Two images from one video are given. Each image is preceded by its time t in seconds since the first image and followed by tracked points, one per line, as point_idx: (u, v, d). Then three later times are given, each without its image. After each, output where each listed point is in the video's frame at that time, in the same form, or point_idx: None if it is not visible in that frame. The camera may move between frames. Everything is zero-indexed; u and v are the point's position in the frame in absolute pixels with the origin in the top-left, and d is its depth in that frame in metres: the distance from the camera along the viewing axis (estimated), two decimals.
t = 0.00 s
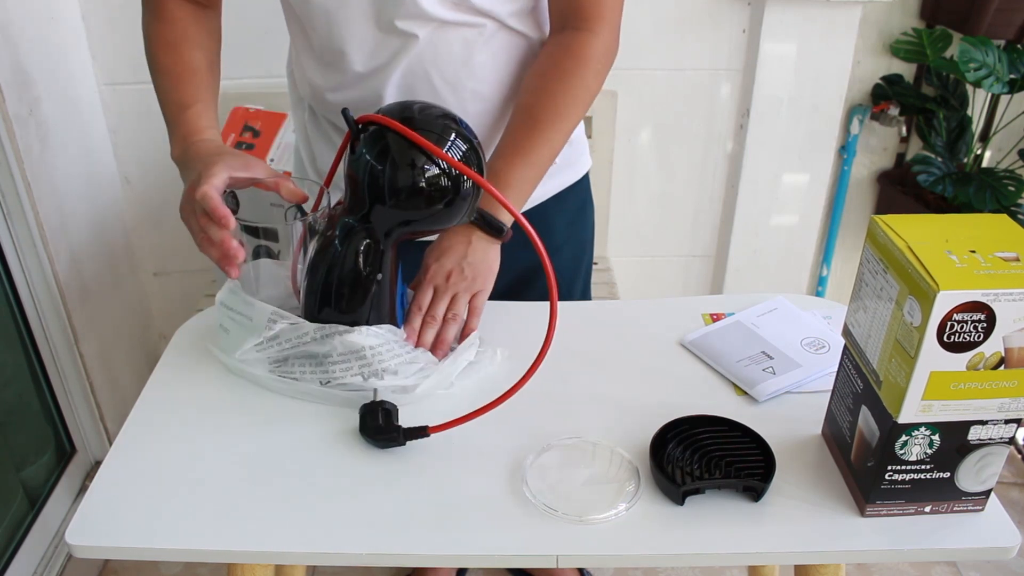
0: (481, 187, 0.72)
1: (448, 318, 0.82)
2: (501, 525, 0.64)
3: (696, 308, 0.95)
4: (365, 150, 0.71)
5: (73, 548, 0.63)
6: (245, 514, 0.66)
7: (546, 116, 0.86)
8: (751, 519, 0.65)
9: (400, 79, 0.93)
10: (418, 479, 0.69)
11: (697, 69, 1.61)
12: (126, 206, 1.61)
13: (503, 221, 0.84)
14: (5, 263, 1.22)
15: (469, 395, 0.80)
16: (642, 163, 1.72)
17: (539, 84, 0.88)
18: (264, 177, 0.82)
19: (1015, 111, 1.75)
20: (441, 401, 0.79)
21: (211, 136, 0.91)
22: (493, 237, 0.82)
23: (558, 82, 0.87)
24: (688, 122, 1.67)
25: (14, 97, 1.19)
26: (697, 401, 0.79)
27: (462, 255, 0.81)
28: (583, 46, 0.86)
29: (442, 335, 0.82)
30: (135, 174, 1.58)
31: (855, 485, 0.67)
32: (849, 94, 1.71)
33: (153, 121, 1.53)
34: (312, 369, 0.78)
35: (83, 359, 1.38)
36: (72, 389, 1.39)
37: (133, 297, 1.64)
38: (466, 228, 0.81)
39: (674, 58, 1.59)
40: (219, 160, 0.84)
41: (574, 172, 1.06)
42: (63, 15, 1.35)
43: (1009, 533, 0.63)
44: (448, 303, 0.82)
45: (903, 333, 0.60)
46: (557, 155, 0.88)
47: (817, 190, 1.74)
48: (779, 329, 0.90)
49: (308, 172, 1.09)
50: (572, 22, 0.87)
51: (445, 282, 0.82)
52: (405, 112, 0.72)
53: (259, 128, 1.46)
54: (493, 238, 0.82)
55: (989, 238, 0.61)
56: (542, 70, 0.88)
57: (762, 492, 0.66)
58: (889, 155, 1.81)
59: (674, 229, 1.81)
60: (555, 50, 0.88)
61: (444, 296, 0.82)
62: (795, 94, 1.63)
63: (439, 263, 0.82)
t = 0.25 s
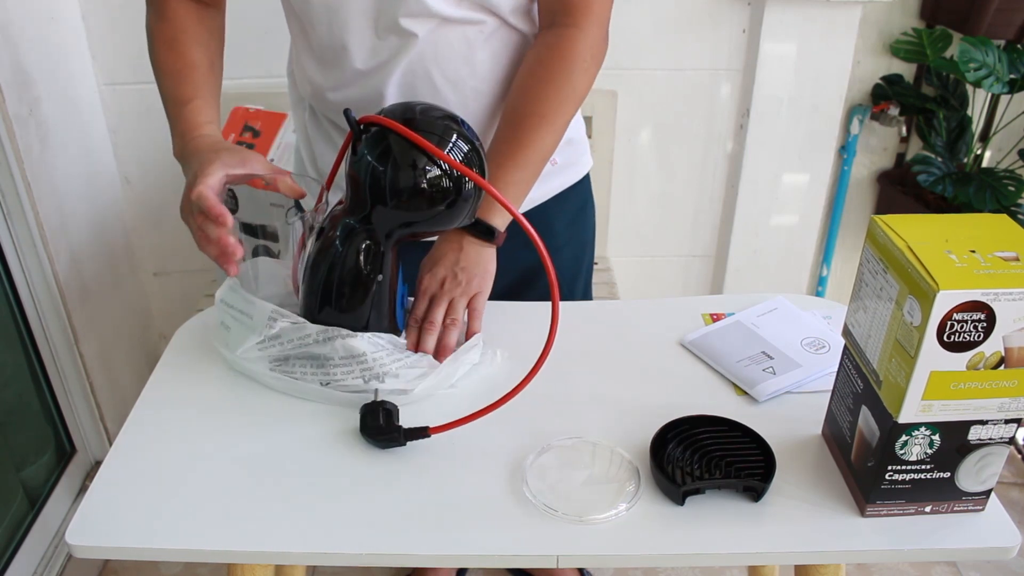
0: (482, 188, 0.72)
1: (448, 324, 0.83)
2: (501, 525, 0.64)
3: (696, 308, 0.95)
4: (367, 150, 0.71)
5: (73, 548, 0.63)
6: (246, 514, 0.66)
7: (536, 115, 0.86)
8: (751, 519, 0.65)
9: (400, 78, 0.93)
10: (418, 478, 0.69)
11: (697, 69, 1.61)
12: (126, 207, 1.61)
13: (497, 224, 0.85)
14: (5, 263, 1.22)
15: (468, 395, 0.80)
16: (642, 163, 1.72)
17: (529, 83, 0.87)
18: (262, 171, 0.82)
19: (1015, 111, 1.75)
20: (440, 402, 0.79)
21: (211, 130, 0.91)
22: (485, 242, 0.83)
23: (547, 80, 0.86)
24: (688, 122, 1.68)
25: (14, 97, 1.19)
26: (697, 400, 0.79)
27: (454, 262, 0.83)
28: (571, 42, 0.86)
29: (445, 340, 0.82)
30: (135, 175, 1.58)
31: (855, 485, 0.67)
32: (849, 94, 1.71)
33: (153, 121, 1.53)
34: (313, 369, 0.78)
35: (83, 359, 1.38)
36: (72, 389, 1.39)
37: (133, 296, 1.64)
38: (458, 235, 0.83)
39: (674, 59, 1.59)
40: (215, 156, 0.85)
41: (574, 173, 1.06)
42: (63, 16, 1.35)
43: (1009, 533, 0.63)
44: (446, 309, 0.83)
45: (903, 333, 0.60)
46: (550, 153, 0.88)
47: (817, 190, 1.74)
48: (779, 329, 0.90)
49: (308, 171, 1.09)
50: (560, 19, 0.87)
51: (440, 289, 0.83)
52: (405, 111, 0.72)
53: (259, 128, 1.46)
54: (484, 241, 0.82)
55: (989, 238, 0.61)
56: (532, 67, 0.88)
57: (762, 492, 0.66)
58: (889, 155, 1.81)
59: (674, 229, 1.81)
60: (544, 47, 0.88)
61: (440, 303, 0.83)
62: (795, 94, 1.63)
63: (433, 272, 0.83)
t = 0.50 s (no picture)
0: (482, 188, 0.72)
1: (447, 324, 0.83)
2: (501, 525, 0.64)
3: (696, 308, 0.95)
4: (365, 150, 0.71)
5: (73, 548, 0.63)
6: (246, 514, 0.66)
7: (530, 114, 0.86)
8: (752, 519, 0.65)
9: (400, 75, 0.93)
10: (418, 478, 0.69)
11: (697, 69, 1.61)
12: (126, 206, 1.61)
13: (494, 224, 0.86)
14: (5, 263, 1.22)
15: (468, 394, 0.80)
16: (642, 163, 1.72)
17: (524, 81, 0.87)
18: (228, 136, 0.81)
19: (1015, 111, 1.75)
20: (440, 402, 0.79)
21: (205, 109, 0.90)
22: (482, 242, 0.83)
23: (542, 79, 0.86)
24: (688, 122, 1.68)
25: (14, 96, 1.19)
26: (697, 401, 0.79)
27: (450, 263, 0.84)
28: (564, 41, 0.86)
29: (445, 339, 0.83)
30: (135, 174, 1.58)
31: (855, 485, 0.67)
32: (849, 94, 1.71)
33: (152, 121, 1.53)
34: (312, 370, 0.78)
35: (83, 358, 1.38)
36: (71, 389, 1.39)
37: (133, 296, 1.64)
38: (455, 237, 0.84)
39: (674, 58, 1.59)
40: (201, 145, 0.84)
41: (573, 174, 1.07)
42: (62, 15, 1.35)
43: (1009, 533, 0.63)
44: (444, 309, 0.84)
45: (904, 333, 0.60)
46: (544, 152, 0.88)
47: (817, 190, 1.74)
48: (780, 329, 0.90)
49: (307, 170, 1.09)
50: (554, 15, 0.86)
51: (438, 290, 0.84)
52: (404, 112, 0.72)
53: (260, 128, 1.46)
54: (482, 241, 0.83)
55: (990, 238, 0.61)
56: (526, 66, 0.88)
57: (762, 492, 0.66)
58: (889, 155, 1.81)
59: (674, 229, 1.81)
60: (538, 45, 0.88)
61: (438, 303, 0.83)
62: (795, 94, 1.63)
63: (429, 274, 0.84)
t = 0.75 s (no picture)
0: (481, 187, 0.72)
1: (448, 324, 0.84)
2: (501, 525, 0.64)
3: (696, 308, 0.95)
4: (365, 150, 0.71)
5: (73, 548, 0.63)
6: (245, 514, 0.66)
7: (529, 114, 0.86)
8: (751, 519, 0.65)
9: (398, 73, 0.93)
10: (419, 479, 0.69)
11: (697, 69, 1.61)
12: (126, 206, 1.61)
13: (494, 224, 0.86)
14: (5, 263, 1.22)
15: (468, 394, 0.80)
16: (642, 163, 1.72)
17: (523, 82, 0.88)
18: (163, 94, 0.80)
19: (1015, 111, 1.75)
20: (440, 402, 0.79)
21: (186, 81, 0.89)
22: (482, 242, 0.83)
23: (541, 80, 0.86)
24: (688, 122, 1.68)
25: (14, 97, 1.19)
26: (697, 401, 0.79)
27: (451, 263, 0.84)
28: (564, 41, 0.86)
29: (445, 340, 0.83)
30: (135, 174, 1.58)
31: (855, 485, 0.67)
32: (849, 94, 1.71)
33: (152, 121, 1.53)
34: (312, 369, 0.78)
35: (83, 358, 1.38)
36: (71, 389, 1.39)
37: (133, 296, 1.64)
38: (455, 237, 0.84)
39: (674, 59, 1.59)
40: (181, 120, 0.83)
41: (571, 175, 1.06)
42: (62, 16, 1.35)
43: (1009, 533, 0.63)
44: (444, 310, 0.84)
45: (903, 333, 0.60)
46: (544, 153, 0.88)
47: (817, 190, 1.74)
48: (780, 329, 0.90)
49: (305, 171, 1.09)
50: (553, 16, 0.87)
51: (439, 291, 0.84)
52: (404, 111, 0.72)
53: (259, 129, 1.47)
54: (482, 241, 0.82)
55: (989, 238, 0.61)
56: (526, 66, 0.88)
57: (762, 492, 0.66)
58: (889, 155, 1.81)
59: (674, 229, 1.81)
60: (538, 45, 0.88)
61: (438, 303, 0.83)
62: (795, 94, 1.63)
63: (430, 274, 0.84)
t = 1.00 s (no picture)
0: (481, 187, 0.72)
1: (448, 324, 0.83)
2: (501, 525, 0.64)
3: (696, 308, 0.95)
4: (365, 150, 0.71)
5: (73, 548, 0.63)
6: (245, 515, 0.65)
7: (528, 113, 0.86)
8: (751, 519, 0.65)
9: (398, 72, 0.92)
10: (419, 479, 0.69)
11: (697, 69, 1.61)
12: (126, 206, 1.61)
13: (494, 223, 0.86)
14: (5, 263, 1.23)
15: (468, 394, 0.80)
16: (642, 163, 1.72)
17: (523, 81, 0.88)
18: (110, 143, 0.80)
19: (1015, 111, 1.75)
20: (440, 402, 0.79)
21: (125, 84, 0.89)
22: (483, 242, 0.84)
23: (541, 79, 0.86)
24: (688, 122, 1.68)
25: (14, 96, 1.19)
26: (697, 401, 0.79)
27: (451, 263, 0.84)
28: (564, 41, 0.86)
29: (445, 339, 0.83)
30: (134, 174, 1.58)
31: (855, 485, 0.67)
32: (849, 94, 1.71)
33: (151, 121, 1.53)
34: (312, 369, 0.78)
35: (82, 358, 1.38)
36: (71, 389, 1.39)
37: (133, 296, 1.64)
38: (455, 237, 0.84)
39: (673, 59, 1.59)
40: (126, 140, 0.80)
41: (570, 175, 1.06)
42: (62, 16, 1.35)
43: (1010, 533, 0.63)
44: (444, 310, 0.84)
45: (904, 333, 0.60)
46: (544, 152, 0.88)
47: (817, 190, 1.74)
48: (780, 329, 0.90)
49: (303, 171, 1.09)
50: (554, 15, 0.87)
51: (439, 291, 0.84)
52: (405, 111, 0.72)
53: (260, 129, 1.47)
54: (483, 241, 0.83)
55: (988, 238, 0.61)
56: (526, 66, 0.88)
57: (762, 492, 0.66)
58: (889, 155, 1.81)
59: (674, 229, 1.81)
60: (539, 45, 0.88)
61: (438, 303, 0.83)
62: (795, 94, 1.63)
63: (430, 275, 0.84)
